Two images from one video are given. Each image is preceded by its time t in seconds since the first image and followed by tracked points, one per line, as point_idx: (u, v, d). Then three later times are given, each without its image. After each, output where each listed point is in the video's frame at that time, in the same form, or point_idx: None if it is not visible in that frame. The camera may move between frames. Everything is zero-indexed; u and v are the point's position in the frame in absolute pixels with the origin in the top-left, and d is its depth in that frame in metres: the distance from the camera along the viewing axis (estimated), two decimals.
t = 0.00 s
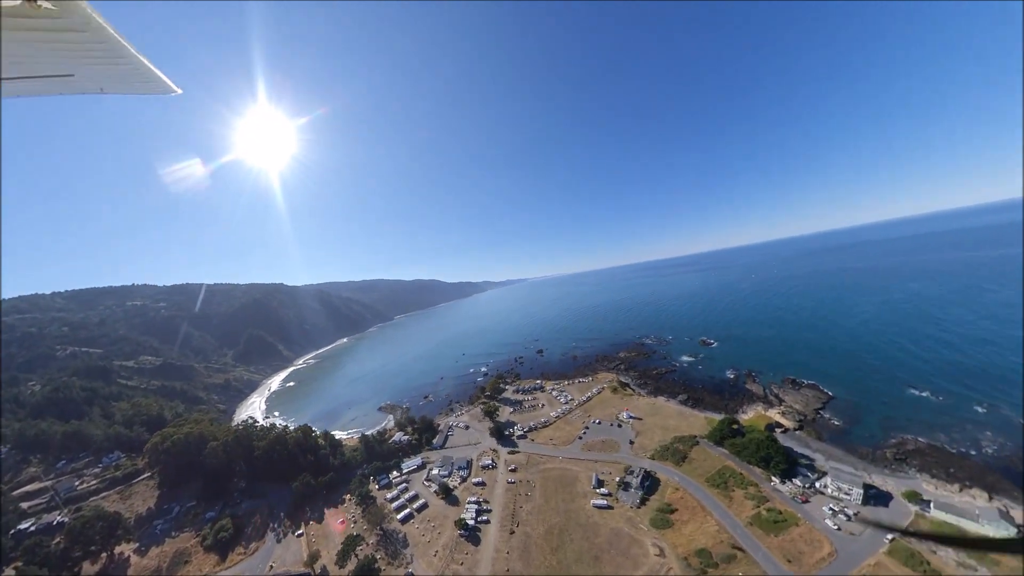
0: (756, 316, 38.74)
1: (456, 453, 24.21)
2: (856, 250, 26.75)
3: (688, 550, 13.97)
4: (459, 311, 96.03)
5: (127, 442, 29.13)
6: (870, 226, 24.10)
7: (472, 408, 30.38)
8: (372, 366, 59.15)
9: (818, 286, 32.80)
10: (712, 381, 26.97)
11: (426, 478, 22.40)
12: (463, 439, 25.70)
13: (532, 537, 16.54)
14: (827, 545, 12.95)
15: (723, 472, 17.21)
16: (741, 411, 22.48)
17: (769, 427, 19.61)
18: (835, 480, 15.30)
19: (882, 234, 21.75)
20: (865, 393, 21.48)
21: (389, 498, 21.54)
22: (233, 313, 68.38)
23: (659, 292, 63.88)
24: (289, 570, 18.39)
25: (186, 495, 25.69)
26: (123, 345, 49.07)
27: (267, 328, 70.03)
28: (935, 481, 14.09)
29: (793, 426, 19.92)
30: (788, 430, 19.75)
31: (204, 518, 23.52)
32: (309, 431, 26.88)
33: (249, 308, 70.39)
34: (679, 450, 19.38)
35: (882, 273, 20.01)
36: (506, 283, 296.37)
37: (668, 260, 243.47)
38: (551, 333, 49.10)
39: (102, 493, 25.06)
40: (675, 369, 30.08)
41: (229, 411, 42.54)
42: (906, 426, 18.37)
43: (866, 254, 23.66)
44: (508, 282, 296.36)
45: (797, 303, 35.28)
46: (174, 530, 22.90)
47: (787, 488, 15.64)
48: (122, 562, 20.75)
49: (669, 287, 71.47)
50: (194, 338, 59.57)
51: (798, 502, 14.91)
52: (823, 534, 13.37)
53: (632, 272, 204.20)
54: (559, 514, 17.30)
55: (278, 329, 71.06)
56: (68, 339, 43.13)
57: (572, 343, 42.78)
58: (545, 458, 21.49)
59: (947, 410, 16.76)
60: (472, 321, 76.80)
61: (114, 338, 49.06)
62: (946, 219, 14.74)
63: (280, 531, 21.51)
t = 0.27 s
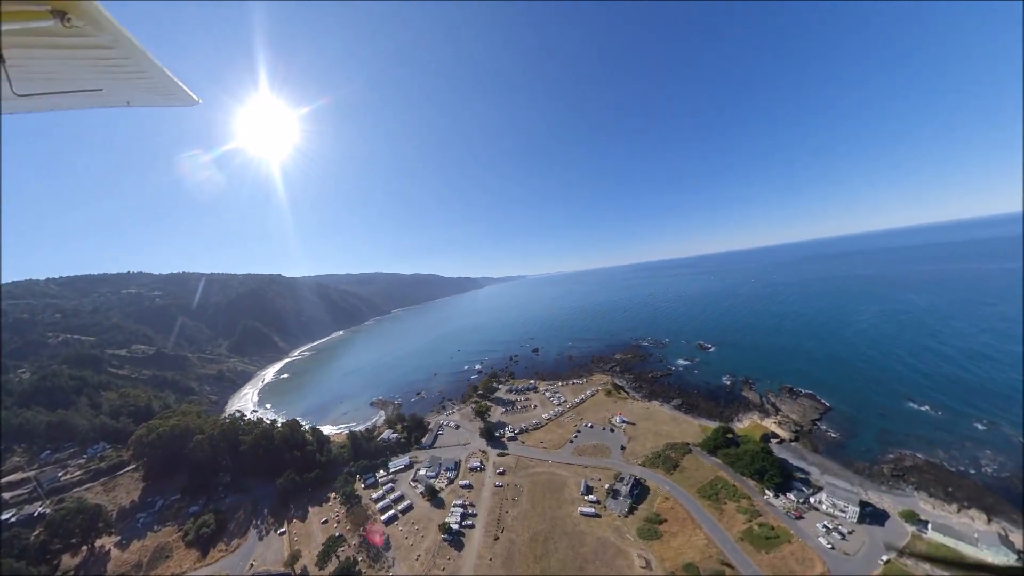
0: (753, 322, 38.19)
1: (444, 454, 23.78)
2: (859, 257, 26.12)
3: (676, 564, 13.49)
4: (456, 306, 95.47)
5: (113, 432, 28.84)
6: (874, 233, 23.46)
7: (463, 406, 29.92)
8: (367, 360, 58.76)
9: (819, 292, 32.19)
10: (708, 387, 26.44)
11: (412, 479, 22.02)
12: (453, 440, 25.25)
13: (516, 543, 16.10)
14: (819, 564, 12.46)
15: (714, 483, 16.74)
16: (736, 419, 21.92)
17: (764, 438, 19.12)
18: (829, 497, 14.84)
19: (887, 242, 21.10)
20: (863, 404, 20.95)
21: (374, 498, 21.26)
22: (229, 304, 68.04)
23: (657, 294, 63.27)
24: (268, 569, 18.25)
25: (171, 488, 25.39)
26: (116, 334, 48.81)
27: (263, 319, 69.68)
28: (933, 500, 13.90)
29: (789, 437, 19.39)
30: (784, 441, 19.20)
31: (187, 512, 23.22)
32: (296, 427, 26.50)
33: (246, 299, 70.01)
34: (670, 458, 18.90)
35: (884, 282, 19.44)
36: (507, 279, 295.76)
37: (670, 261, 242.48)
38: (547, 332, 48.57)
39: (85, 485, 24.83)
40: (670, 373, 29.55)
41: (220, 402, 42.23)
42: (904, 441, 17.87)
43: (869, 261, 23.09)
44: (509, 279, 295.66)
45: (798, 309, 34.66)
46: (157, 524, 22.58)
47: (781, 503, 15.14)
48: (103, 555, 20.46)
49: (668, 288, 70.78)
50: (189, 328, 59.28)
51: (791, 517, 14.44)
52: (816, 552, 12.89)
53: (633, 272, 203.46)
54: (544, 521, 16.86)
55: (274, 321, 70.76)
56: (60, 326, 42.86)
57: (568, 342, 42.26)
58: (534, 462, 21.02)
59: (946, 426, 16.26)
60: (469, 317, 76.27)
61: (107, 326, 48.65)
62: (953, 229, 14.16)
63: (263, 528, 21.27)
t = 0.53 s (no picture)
0: (751, 328, 37.68)
1: (431, 453, 23.40)
2: (860, 266, 25.62)
3: None
4: (454, 301, 95.07)
5: (100, 423, 28.54)
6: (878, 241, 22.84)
7: (454, 404, 29.50)
8: (362, 353, 58.40)
9: (819, 299, 31.58)
10: (703, 392, 25.98)
11: (398, 479, 21.74)
12: (441, 439, 24.88)
13: (499, 550, 15.73)
14: None
15: (705, 494, 16.30)
16: (729, 427, 21.46)
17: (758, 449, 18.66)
18: (822, 513, 14.39)
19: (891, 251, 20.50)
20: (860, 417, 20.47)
21: (358, 496, 21.06)
22: (225, 294, 67.69)
23: (655, 296, 62.78)
24: (248, 567, 18.17)
25: (155, 480, 25.13)
26: (110, 322, 48.51)
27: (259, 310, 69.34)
28: (926, 519, 13.96)
29: (784, 448, 18.91)
30: (778, 451, 18.74)
31: (170, 505, 22.95)
32: (282, 420, 26.25)
33: (242, 289, 69.60)
34: (661, 466, 18.45)
35: (886, 292, 18.90)
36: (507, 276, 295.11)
37: (670, 262, 241.61)
38: (544, 331, 48.11)
39: (68, 476, 24.45)
40: (665, 377, 29.08)
41: (212, 393, 41.98)
42: (901, 457, 17.42)
43: (872, 270, 22.47)
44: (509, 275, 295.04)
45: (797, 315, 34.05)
46: (139, 517, 22.30)
47: (773, 518, 14.68)
48: (83, 548, 20.17)
49: (667, 290, 70.25)
50: (184, 317, 58.99)
51: (782, 532, 14.02)
52: (806, 572, 12.46)
53: (633, 272, 202.79)
54: (529, 528, 16.47)
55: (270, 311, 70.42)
56: (53, 312, 42.57)
57: (563, 342, 41.78)
58: (522, 465, 20.59)
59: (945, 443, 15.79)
60: (466, 312, 75.87)
61: (101, 314, 48.40)
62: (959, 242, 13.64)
63: (245, 524, 21.16)
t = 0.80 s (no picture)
0: (750, 334, 37.02)
1: (418, 453, 23.05)
2: (864, 274, 24.92)
3: None
4: (453, 296, 94.40)
5: (86, 412, 28.21)
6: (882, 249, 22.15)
7: (444, 402, 29.11)
8: (356, 346, 57.94)
9: (821, 307, 30.88)
10: (696, 398, 25.51)
11: (383, 478, 21.52)
12: (429, 437, 24.56)
13: (480, 557, 15.44)
14: None
15: (693, 504, 15.91)
16: (722, 436, 21.02)
17: (749, 460, 18.26)
18: (814, 531, 13.97)
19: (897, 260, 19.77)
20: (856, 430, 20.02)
21: (341, 494, 21.00)
22: (220, 283, 67.21)
23: (655, 298, 61.99)
24: (225, 564, 18.28)
25: (139, 470, 24.80)
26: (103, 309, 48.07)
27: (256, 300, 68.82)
28: (919, 540, 13.64)
29: (776, 460, 18.47)
30: (771, 463, 18.33)
31: (152, 497, 22.64)
32: (269, 414, 25.95)
33: (238, 279, 69.07)
34: (650, 473, 18.05)
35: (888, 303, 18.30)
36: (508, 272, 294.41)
37: (672, 263, 240.77)
38: (539, 329, 47.62)
39: (50, 466, 24.11)
40: (659, 381, 28.57)
41: (204, 383, 41.68)
42: (896, 474, 16.98)
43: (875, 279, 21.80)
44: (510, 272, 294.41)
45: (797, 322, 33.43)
46: (120, 508, 21.99)
47: (762, 533, 14.28)
48: (62, 539, 19.88)
49: (667, 292, 69.45)
50: (179, 306, 58.58)
51: (770, 548, 13.63)
52: None
53: (634, 272, 201.68)
54: (512, 534, 16.13)
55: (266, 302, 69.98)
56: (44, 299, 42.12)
57: (559, 340, 41.24)
58: (509, 467, 20.21)
59: (943, 462, 15.38)
60: (464, 308, 75.25)
61: (94, 301, 47.98)
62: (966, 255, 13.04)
63: (225, 519, 21.11)
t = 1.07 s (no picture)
0: (747, 340, 36.55)
1: (405, 451, 22.73)
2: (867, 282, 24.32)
3: None
4: (451, 291, 93.97)
5: (71, 401, 27.81)
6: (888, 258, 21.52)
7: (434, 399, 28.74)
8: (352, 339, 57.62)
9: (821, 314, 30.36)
10: (690, 403, 25.09)
11: (368, 476, 21.32)
12: (416, 435, 24.22)
13: (460, 562, 15.11)
14: None
15: (680, 514, 15.54)
16: (714, 443, 20.61)
17: (741, 469, 17.88)
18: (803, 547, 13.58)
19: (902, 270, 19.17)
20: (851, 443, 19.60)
21: (324, 491, 20.84)
22: (217, 272, 66.78)
23: (653, 299, 61.50)
24: (203, 559, 18.02)
25: (123, 461, 24.52)
26: (96, 295, 47.68)
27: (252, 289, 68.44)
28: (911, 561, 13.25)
29: (768, 470, 18.08)
30: (763, 473, 17.95)
31: (135, 489, 22.36)
32: (255, 407, 25.74)
33: (234, 268, 68.61)
34: (638, 480, 17.65)
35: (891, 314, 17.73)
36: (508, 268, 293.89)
37: (672, 263, 240.18)
38: (535, 326, 47.22)
39: (32, 453, 23.61)
40: (653, 384, 28.16)
41: (196, 373, 41.36)
42: (889, 491, 16.59)
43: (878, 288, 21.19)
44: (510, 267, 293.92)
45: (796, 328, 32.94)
46: (102, 499, 21.69)
47: (750, 547, 13.88)
48: (41, 528, 19.57)
49: (666, 294, 68.92)
50: (174, 294, 58.19)
51: (757, 564, 13.24)
52: None
53: (635, 272, 200.91)
54: (495, 539, 15.77)
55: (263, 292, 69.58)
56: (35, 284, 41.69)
57: (554, 339, 40.82)
58: (496, 469, 19.84)
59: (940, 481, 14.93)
60: (461, 304, 74.85)
61: (87, 286, 47.57)
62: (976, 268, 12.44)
63: (207, 512, 20.86)
